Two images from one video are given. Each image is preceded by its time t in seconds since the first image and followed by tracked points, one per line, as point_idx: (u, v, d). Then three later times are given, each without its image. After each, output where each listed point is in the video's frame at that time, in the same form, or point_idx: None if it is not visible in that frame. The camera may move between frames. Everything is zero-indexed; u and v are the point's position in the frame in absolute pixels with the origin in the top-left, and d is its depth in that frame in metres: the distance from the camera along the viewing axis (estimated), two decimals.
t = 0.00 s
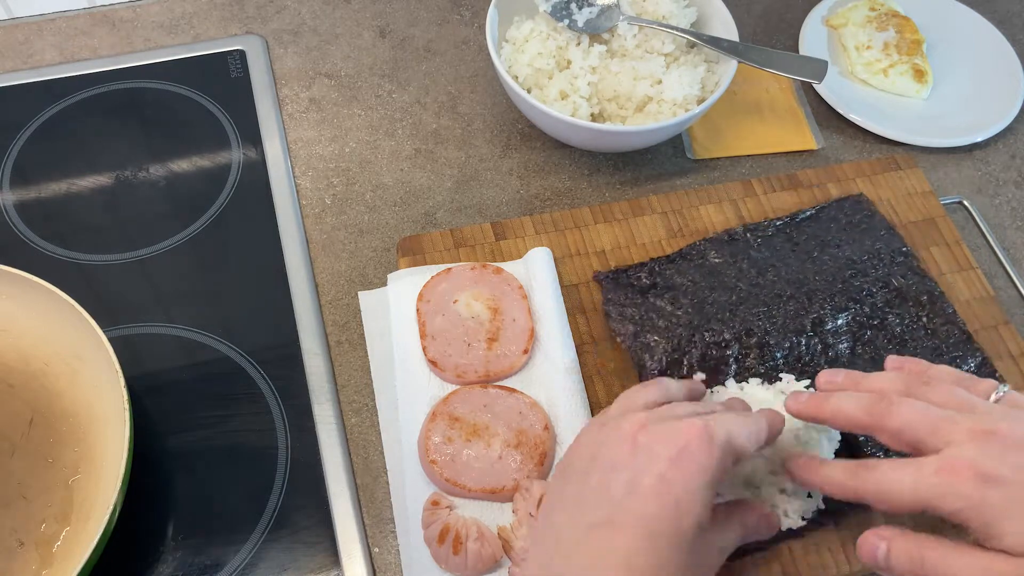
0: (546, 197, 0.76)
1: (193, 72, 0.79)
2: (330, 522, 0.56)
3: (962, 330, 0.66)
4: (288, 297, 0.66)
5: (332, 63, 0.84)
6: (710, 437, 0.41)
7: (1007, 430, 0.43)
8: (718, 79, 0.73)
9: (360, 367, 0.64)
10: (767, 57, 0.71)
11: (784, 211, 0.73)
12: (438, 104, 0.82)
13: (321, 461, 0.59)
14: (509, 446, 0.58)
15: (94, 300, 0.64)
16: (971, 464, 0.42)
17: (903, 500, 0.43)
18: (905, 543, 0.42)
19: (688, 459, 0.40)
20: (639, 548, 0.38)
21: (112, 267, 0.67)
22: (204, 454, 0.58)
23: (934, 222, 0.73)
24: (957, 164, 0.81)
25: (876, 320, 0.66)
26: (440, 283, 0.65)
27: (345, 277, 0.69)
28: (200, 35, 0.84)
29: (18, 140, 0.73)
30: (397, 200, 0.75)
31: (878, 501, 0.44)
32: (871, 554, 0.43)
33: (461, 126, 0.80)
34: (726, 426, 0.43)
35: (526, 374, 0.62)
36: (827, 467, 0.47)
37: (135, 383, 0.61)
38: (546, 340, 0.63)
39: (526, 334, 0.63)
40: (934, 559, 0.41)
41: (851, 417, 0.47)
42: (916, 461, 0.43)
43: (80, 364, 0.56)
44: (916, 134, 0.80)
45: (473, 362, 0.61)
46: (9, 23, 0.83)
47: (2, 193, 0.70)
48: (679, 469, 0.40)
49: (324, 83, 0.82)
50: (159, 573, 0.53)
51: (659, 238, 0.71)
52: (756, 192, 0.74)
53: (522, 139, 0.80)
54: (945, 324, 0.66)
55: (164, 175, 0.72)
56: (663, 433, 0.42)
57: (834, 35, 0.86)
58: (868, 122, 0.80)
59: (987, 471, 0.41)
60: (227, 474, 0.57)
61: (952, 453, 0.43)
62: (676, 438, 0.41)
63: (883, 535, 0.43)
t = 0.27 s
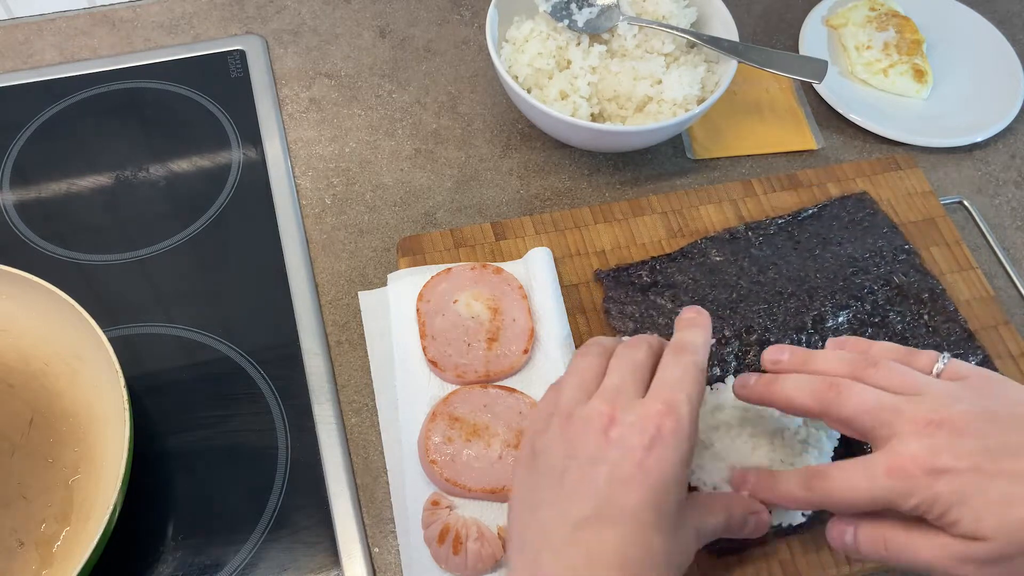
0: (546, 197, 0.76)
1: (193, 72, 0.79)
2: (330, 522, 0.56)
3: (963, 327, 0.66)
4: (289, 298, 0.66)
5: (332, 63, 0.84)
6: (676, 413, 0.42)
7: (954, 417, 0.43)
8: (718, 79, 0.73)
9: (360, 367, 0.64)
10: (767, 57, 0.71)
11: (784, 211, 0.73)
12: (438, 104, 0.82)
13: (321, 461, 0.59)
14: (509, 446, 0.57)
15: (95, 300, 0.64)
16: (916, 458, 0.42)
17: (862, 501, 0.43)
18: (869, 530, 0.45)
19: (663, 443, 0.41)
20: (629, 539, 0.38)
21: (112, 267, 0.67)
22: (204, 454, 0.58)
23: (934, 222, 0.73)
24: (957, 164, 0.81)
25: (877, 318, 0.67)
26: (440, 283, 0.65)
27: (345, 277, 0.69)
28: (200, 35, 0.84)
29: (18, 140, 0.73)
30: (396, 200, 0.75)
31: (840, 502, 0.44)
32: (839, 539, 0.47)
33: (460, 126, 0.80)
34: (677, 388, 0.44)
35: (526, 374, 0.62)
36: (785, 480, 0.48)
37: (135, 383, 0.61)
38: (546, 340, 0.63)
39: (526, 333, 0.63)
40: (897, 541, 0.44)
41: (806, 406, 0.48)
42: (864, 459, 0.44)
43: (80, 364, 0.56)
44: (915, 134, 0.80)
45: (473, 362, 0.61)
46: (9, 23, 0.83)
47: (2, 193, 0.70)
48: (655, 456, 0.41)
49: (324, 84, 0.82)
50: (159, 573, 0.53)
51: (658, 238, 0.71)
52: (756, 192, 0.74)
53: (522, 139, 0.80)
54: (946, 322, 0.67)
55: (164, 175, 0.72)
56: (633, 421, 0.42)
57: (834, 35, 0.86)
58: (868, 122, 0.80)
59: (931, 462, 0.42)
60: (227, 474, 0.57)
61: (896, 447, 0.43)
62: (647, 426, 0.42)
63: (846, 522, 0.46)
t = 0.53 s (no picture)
0: (546, 197, 0.76)
1: (193, 72, 0.79)
2: (330, 522, 0.56)
3: (969, 336, 0.66)
4: (288, 297, 0.66)
5: (332, 63, 0.84)
6: (767, 541, 0.33)
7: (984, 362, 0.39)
8: (718, 79, 0.73)
9: (360, 367, 0.64)
10: (767, 57, 0.71)
11: (785, 211, 0.73)
12: (438, 104, 0.82)
13: (321, 461, 0.59)
14: (509, 446, 0.57)
15: (95, 300, 0.64)
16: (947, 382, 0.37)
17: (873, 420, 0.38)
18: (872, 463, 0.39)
19: None
20: None
21: (112, 267, 0.66)
22: (204, 454, 0.58)
23: (934, 222, 0.73)
24: (957, 164, 0.81)
25: (883, 321, 0.67)
26: (440, 283, 0.65)
27: (345, 277, 0.69)
28: (200, 35, 0.84)
29: (18, 140, 0.73)
30: (397, 200, 0.75)
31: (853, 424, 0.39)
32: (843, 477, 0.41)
33: (461, 126, 0.80)
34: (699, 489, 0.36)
35: (526, 374, 0.62)
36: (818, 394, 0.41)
37: (135, 383, 0.61)
38: (546, 340, 0.63)
39: (526, 333, 0.63)
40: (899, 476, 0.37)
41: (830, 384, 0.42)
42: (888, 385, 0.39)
43: (80, 364, 0.56)
44: (915, 134, 0.80)
45: (473, 362, 0.61)
46: (9, 23, 0.83)
47: (2, 193, 0.70)
48: None
49: (324, 83, 0.82)
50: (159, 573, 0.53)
51: (659, 238, 0.71)
52: (756, 192, 0.74)
53: (522, 139, 0.80)
54: (953, 330, 0.66)
55: (164, 175, 0.72)
56: (718, 563, 0.33)
57: (833, 35, 0.86)
58: (867, 122, 0.80)
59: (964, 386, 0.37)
60: (227, 474, 0.57)
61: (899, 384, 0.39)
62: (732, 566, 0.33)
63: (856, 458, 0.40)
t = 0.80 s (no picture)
0: (546, 197, 0.76)
1: (193, 72, 0.79)
2: (330, 522, 0.56)
3: (969, 335, 0.66)
4: (288, 297, 0.66)
5: (332, 63, 0.84)
6: (838, 547, 0.48)
7: None
8: (718, 79, 0.73)
9: (360, 367, 0.64)
10: (767, 57, 0.71)
11: (784, 211, 0.73)
12: (438, 104, 0.82)
13: (321, 461, 0.59)
14: (509, 446, 0.57)
15: (95, 300, 0.64)
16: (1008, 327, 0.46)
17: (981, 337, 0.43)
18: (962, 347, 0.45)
19: None
20: None
21: (112, 267, 0.66)
22: (204, 454, 0.58)
23: (934, 221, 0.73)
24: (957, 164, 0.81)
25: (883, 321, 0.67)
26: (440, 283, 0.65)
27: (345, 277, 0.69)
28: (200, 35, 0.84)
29: (18, 140, 0.73)
30: (397, 200, 0.75)
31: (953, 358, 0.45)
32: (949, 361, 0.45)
33: (461, 126, 0.80)
34: (832, 526, 0.50)
35: (526, 374, 0.62)
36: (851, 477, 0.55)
37: (135, 383, 0.61)
38: (546, 340, 0.63)
39: (526, 333, 0.63)
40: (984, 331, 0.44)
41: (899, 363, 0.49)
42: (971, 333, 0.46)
43: (80, 364, 0.56)
44: (915, 134, 0.80)
45: (473, 362, 0.61)
46: (9, 23, 0.83)
47: (2, 193, 0.70)
48: None
49: (324, 84, 0.82)
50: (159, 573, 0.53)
51: (659, 238, 0.71)
52: (756, 192, 0.74)
53: (522, 139, 0.80)
54: (953, 330, 0.66)
55: (165, 175, 0.72)
56: None
57: (834, 35, 0.86)
58: (867, 123, 0.80)
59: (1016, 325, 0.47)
60: (227, 474, 0.57)
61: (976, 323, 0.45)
62: (818, 562, 0.47)
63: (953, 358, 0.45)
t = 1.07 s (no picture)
0: (546, 197, 0.76)
1: (193, 72, 0.79)
2: (330, 522, 0.56)
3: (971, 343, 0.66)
4: (288, 297, 0.66)
5: (332, 63, 0.84)
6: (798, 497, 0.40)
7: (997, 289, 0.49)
8: (718, 79, 0.73)
9: (360, 367, 0.64)
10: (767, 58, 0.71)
11: (785, 211, 0.73)
12: (438, 104, 0.82)
13: (321, 461, 0.59)
14: (509, 446, 0.58)
15: (95, 300, 0.64)
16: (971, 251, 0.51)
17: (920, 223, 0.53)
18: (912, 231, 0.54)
19: (771, 498, 0.38)
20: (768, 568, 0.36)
21: (112, 267, 0.67)
22: (204, 454, 0.58)
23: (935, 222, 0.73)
24: (957, 164, 0.81)
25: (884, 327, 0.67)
26: (441, 283, 0.65)
27: (345, 277, 0.69)
28: (200, 35, 0.84)
29: (18, 140, 0.73)
30: (397, 200, 0.75)
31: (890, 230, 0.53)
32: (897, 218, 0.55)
33: (461, 126, 0.80)
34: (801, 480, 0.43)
35: (526, 374, 0.62)
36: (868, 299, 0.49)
37: (135, 383, 0.61)
38: (546, 341, 0.63)
39: (526, 334, 0.63)
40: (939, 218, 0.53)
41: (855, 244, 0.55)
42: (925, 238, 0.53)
43: (80, 364, 0.56)
44: (914, 134, 0.80)
45: (473, 362, 0.61)
46: (9, 24, 0.83)
47: (2, 193, 0.70)
48: (768, 510, 0.38)
49: (324, 84, 0.82)
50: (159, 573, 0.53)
51: (659, 238, 0.71)
52: (757, 193, 0.74)
53: (523, 139, 0.80)
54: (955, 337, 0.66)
55: (165, 175, 0.72)
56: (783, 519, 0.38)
57: (834, 35, 0.86)
58: (867, 122, 0.80)
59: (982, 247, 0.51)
60: (227, 474, 0.57)
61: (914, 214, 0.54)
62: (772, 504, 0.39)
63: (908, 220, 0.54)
